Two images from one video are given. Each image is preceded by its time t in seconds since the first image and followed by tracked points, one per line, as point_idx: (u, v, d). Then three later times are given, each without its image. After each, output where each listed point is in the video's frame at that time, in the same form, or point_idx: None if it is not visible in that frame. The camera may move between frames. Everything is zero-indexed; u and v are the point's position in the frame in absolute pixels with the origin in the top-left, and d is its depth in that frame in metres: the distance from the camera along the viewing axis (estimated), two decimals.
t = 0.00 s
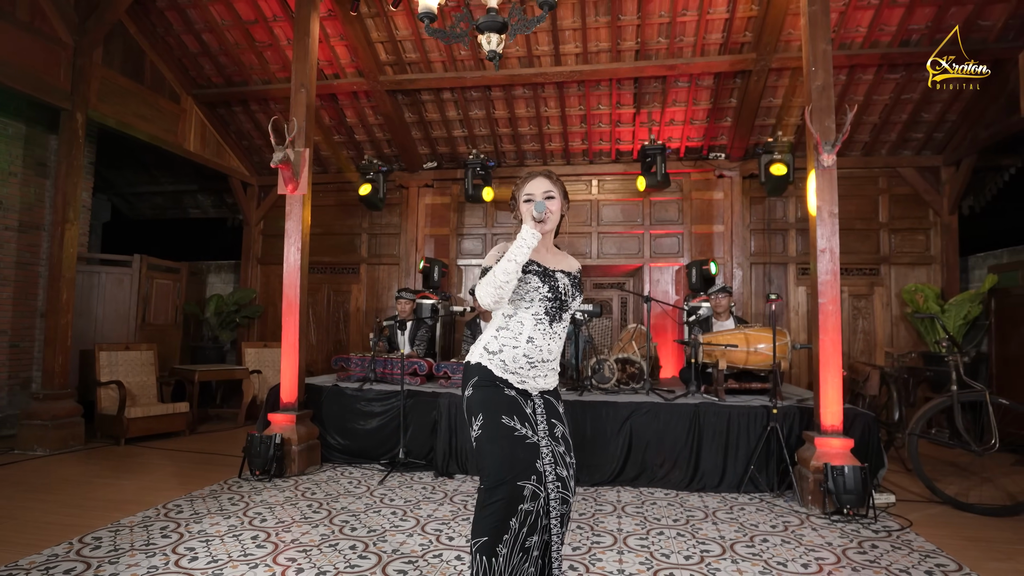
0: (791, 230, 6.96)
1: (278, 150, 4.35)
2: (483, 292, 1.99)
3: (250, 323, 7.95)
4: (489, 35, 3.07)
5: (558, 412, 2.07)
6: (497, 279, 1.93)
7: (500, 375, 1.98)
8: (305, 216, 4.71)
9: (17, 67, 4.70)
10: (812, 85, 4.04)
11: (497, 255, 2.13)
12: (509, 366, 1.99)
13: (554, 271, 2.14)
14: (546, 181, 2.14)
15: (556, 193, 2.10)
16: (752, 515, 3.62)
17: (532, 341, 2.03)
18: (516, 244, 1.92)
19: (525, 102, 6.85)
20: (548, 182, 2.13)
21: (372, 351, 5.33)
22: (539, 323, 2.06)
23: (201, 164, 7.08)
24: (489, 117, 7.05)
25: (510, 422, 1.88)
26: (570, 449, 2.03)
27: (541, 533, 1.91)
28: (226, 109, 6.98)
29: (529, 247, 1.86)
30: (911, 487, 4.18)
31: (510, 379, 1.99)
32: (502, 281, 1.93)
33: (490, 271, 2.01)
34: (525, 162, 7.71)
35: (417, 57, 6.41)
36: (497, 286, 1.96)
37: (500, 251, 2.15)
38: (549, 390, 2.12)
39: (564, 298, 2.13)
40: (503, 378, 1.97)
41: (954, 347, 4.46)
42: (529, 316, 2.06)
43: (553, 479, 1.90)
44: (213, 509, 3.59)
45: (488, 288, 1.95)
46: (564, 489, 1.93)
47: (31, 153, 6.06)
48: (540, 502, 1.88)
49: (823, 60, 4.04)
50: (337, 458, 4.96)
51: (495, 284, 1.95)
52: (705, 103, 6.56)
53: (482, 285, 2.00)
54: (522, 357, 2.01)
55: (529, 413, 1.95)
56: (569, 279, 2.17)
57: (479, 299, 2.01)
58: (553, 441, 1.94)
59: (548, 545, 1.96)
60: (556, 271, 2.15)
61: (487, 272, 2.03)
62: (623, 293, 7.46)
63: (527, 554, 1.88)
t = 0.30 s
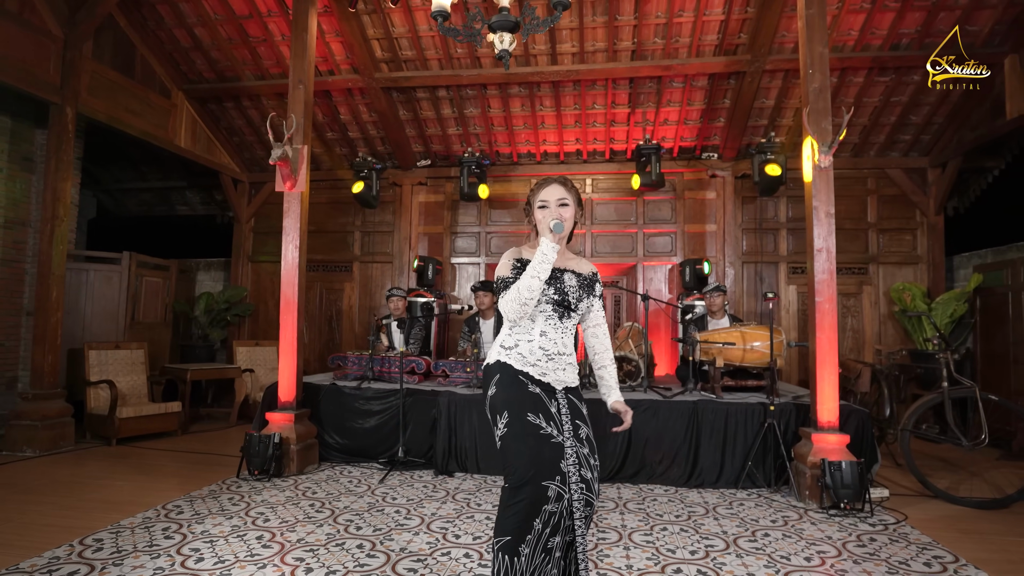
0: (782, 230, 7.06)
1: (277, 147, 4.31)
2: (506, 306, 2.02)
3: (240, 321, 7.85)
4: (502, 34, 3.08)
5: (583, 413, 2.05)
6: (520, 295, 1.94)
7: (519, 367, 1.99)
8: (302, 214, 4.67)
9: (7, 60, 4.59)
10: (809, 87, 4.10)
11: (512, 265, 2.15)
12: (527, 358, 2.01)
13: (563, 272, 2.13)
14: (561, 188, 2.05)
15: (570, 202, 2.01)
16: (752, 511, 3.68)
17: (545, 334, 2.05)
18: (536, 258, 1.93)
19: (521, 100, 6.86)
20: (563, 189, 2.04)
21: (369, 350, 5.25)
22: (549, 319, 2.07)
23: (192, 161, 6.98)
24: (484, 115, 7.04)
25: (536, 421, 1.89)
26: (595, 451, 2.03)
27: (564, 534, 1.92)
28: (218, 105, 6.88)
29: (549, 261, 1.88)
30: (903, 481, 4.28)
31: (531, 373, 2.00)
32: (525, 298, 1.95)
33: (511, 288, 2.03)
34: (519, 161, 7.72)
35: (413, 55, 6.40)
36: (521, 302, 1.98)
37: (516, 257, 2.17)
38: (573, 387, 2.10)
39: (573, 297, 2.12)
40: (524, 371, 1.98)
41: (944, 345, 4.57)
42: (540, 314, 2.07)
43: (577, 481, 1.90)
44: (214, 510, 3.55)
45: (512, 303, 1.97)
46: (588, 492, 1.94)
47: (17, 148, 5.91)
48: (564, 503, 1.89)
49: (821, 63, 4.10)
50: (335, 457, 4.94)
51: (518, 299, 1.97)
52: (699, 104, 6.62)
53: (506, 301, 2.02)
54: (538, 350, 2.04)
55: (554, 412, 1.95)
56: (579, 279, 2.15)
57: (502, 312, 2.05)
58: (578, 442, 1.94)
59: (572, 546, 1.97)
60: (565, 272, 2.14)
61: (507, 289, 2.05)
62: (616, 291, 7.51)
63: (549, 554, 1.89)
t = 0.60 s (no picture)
0: (769, 230, 7.18)
1: (271, 143, 4.26)
2: (506, 293, 2.03)
3: (225, 320, 7.73)
4: (509, 34, 3.10)
5: (595, 406, 2.06)
6: (521, 285, 1.94)
7: (531, 365, 1.98)
8: (295, 212, 4.63)
9: None
10: (801, 90, 4.18)
11: (519, 256, 2.14)
12: (537, 356, 2.01)
13: (567, 266, 2.13)
14: (575, 184, 2.07)
15: (584, 199, 2.03)
16: (746, 506, 3.75)
17: (553, 330, 2.04)
18: (543, 252, 1.90)
19: (512, 100, 6.87)
20: (577, 184, 2.06)
21: (362, 348, 5.18)
22: (555, 314, 2.06)
23: (177, 157, 6.86)
24: (475, 113, 7.04)
25: (549, 417, 1.89)
26: (604, 444, 2.04)
27: (576, 525, 1.94)
28: (204, 101, 6.77)
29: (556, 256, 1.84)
30: (889, 476, 4.39)
31: (543, 369, 2.00)
32: (525, 287, 1.94)
33: (514, 277, 2.04)
34: (509, 160, 7.74)
35: (406, 53, 6.37)
36: (521, 291, 1.98)
37: (524, 247, 2.17)
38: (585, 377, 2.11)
39: (578, 291, 2.12)
40: (536, 369, 1.98)
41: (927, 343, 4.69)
42: (545, 309, 2.07)
43: (587, 472, 1.92)
44: (209, 511, 3.50)
45: (511, 292, 1.98)
46: (597, 482, 1.96)
47: None
48: (577, 495, 1.91)
49: (812, 67, 4.19)
50: (329, 457, 4.90)
51: (518, 289, 1.98)
52: (689, 105, 6.70)
53: (506, 288, 2.04)
54: (548, 346, 2.02)
55: (567, 408, 1.95)
56: (584, 273, 2.15)
57: (502, 301, 2.05)
58: (590, 436, 1.95)
59: (583, 535, 2.01)
60: (569, 266, 2.14)
61: (510, 277, 2.06)
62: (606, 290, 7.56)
63: (562, 547, 1.91)
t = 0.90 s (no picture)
0: (750, 231, 7.28)
1: (255, 140, 4.19)
2: (501, 291, 2.00)
3: (204, 320, 7.57)
4: (507, 33, 3.09)
5: (592, 407, 1.97)
6: (515, 284, 1.93)
7: (528, 366, 1.94)
8: (280, 210, 4.55)
9: None
10: (787, 93, 4.25)
11: (518, 255, 2.11)
12: (536, 357, 1.95)
13: (570, 262, 2.07)
14: (574, 182, 2.08)
15: (582, 196, 2.03)
16: (734, 503, 3.80)
17: (553, 330, 1.99)
18: (538, 251, 1.90)
19: (498, 99, 6.86)
20: (575, 182, 2.06)
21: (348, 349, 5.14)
22: (558, 313, 2.01)
23: (154, 153, 6.70)
24: (460, 112, 7.00)
25: (542, 417, 1.84)
26: (602, 445, 1.96)
27: (573, 526, 1.87)
28: (182, 95, 6.62)
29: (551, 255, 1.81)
30: (870, 472, 4.49)
31: (540, 371, 1.94)
32: (520, 286, 1.93)
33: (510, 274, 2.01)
34: (494, 159, 7.72)
35: (391, 50, 6.31)
36: (516, 289, 1.96)
37: (524, 246, 2.15)
38: (582, 382, 2.02)
39: (582, 289, 2.05)
40: (532, 370, 1.93)
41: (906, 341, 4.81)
42: (547, 307, 2.02)
43: (584, 473, 1.85)
44: (194, 515, 3.43)
45: (504, 290, 1.96)
46: (595, 483, 1.88)
47: None
48: (572, 495, 1.84)
49: (798, 70, 4.25)
50: (314, 459, 4.84)
51: (512, 288, 1.96)
52: (674, 106, 6.76)
53: (501, 286, 2.01)
54: (547, 346, 1.97)
55: (561, 408, 1.90)
56: (587, 269, 2.08)
57: (499, 300, 2.01)
58: (585, 437, 1.88)
59: (579, 536, 1.92)
60: (572, 262, 2.08)
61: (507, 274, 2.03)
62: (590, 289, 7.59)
63: (558, 546, 1.85)
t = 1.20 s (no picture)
0: (725, 230, 7.37)
1: (225, 134, 4.11)
2: (486, 300, 1.94)
3: (170, 320, 7.30)
4: (493, 26, 3.05)
5: (583, 412, 1.93)
6: (500, 291, 1.88)
7: (518, 366, 1.88)
8: (252, 206, 4.40)
9: None
10: (765, 93, 4.28)
11: (504, 260, 2.05)
12: (526, 357, 1.90)
13: (560, 265, 2.03)
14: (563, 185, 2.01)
15: (569, 200, 1.98)
16: (714, 501, 3.81)
17: (544, 331, 1.95)
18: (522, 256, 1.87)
19: (475, 95, 6.80)
20: (565, 186, 2.00)
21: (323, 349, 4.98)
22: (549, 315, 1.97)
23: (117, 146, 6.44)
24: (437, 108, 6.91)
25: (534, 418, 1.78)
26: (595, 450, 1.91)
27: (565, 534, 1.81)
28: (147, 86, 6.37)
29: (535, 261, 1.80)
30: (844, 468, 4.56)
31: (529, 371, 1.88)
32: (505, 293, 1.88)
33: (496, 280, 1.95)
34: (470, 156, 7.64)
35: (367, 44, 6.18)
36: (502, 297, 1.91)
37: (512, 250, 2.09)
38: (570, 388, 1.97)
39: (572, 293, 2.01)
40: (521, 369, 1.87)
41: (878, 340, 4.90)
42: (539, 309, 1.97)
43: (579, 479, 1.79)
44: (162, 524, 3.28)
45: (490, 299, 1.90)
46: (590, 491, 1.82)
47: None
48: (565, 503, 1.78)
49: (777, 71, 4.29)
50: (287, 462, 4.70)
51: (498, 295, 1.90)
52: (651, 106, 6.79)
53: (487, 294, 1.95)
54: (537, 347, 1.92)
55: (553, 411, 1.84)
56: (578, 272, 2.05)
57: (485, 309, 1.95)
58: (578, 441, 1.82)
59: (573, 545, 1.86)
60: (562, 265, 2.04)
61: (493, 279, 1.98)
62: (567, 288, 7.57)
63: (550, 554, 1.79)
